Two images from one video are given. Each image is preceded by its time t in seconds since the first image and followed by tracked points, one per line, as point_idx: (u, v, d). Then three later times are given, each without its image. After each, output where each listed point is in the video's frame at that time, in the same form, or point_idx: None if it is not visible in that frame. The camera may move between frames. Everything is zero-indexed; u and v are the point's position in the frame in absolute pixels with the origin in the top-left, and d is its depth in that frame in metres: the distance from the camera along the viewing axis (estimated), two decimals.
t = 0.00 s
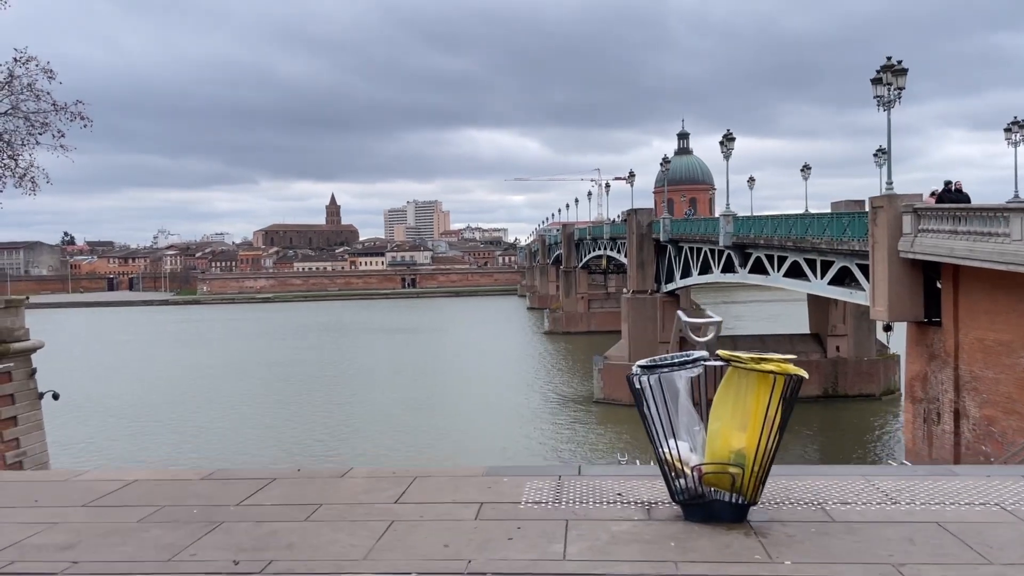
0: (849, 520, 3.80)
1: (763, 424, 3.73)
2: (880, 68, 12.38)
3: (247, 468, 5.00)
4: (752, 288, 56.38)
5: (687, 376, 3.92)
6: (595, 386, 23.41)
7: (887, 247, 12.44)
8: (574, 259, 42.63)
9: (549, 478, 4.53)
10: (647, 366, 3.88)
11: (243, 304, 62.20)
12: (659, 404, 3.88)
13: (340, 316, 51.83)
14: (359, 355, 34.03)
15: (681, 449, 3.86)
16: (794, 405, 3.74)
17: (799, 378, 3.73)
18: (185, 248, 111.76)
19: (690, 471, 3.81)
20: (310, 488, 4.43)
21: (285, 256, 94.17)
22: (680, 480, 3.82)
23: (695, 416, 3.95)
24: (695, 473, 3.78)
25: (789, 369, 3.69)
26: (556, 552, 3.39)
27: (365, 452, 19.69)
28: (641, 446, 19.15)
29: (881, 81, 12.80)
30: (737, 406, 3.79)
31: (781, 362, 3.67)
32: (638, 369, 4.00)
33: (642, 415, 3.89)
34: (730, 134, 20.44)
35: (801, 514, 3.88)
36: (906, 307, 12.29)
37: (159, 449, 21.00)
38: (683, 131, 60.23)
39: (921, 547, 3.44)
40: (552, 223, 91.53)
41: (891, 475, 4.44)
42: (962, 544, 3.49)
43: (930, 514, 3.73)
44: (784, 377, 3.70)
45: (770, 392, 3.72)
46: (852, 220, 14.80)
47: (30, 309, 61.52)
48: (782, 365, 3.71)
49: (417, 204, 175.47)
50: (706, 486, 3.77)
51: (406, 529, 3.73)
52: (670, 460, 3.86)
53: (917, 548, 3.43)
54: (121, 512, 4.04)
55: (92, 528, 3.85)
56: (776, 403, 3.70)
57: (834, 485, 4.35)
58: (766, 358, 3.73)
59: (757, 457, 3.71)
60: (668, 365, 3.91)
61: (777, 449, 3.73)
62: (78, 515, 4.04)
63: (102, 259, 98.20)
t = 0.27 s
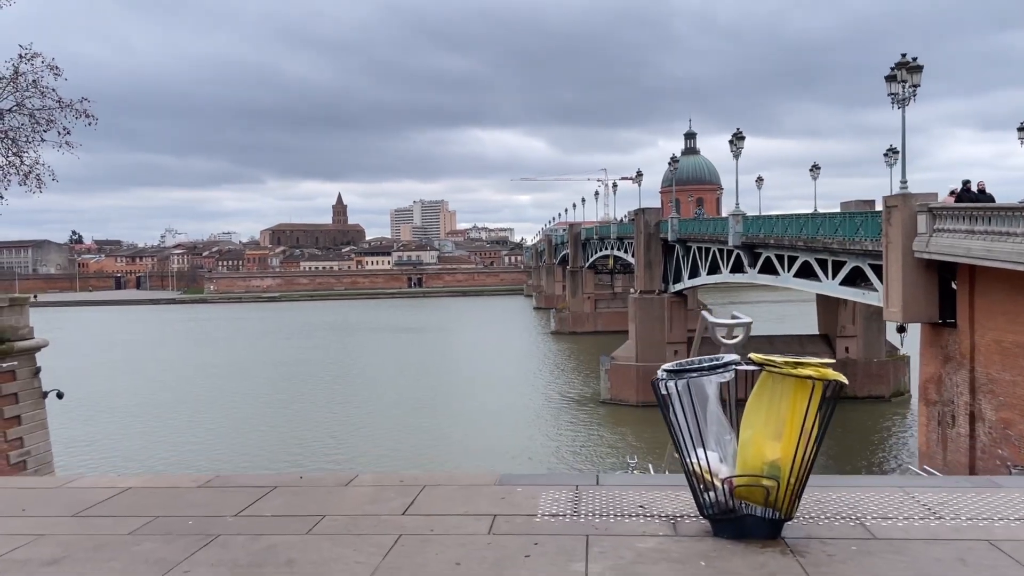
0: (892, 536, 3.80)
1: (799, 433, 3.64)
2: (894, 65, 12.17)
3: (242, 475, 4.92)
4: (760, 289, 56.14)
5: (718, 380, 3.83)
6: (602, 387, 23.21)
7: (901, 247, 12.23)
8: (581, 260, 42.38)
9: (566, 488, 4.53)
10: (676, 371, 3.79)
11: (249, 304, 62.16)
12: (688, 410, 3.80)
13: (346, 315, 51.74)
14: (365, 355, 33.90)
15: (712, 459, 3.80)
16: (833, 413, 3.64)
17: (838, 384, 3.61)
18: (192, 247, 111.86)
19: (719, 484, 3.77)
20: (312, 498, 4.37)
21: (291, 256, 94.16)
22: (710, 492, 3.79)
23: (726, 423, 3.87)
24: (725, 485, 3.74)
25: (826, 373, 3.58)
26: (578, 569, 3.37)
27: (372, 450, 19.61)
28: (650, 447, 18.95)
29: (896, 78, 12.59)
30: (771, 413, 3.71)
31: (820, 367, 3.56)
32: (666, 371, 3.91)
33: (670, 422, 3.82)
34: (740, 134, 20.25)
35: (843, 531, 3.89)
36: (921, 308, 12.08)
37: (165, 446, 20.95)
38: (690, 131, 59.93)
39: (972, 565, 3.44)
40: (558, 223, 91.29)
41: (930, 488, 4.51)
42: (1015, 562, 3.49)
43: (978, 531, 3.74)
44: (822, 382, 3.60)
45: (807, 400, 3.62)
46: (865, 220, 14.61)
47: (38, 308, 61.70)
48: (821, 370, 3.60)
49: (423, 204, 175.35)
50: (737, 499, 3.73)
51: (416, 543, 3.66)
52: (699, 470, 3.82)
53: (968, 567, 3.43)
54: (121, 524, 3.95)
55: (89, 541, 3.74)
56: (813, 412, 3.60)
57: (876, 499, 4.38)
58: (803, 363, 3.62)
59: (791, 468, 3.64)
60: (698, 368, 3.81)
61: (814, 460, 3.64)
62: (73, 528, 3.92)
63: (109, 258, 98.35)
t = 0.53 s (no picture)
0: (941, 566, 3.81)
1: (842, 455, 3.51)
2: (910, 62, 11.93)
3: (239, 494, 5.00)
4: (768, 289, 55.82)
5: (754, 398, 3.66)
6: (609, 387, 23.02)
7: (916, 248, 12.01)
8: (588, 259, 42.07)
9: (586, 507, 4.56)
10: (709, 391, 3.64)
11: (255, 302, 62.05)
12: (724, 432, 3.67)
13: (352, 314, 51.60)
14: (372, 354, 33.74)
15: (748, 483, 3.68)
16: (879, 430, 3.50)
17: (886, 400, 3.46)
18: (198, 245, 111.87)
19: (756, 511, 3.66)
20: (308, 520, 4.43)
21: (297, 254, 94.03)
22: (746, 518, 3.69)
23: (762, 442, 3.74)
24: (763, 512, 3.64)
25: (874, 391, 3.41)
26: None
27: (379, 450, 19.46)
28: (658, 448, 18.74)
29: (912, 75, 12.35)
30: (814, 433, 3.55)
31: (867, 385, 3.40)
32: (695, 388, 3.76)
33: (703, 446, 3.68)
34: (750, 132, 20.02)
35: (888, 558, 3.92)
36: (937, 310, 11.86)
37: (171, 446, 20.84)
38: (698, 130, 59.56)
39: None
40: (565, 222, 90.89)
41: (975, 511, 4.57)
42: None
43: None
44: (869, 400, 3.44)
45: (851, 419, 3.48)
46: (879, 220, 14.38)
47: (46, 306, 61.74)
48: (867, 387, 3.44)
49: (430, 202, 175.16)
50: (776, 526, 3.64)
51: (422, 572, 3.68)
52: (734, 493, 3.70)
53: None
54: (112, 546, 4.05)
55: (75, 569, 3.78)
56: (859, 430, 3.46)
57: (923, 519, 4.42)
58: (848, 380, 3.46)
59: (834, 488, 3.53)
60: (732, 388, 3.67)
61: (858, 484, 3.52)
62: (61, 553, 4.02)
63: (116, 257, 98.44)
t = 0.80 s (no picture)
0: None
1: (882, 470, 3.16)
2: (925, 58, 11.74)
3: (236, 502, 4.95)
4: (778, 289, 55.58)
5: (787, 406, 3.29)
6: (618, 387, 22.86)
7: (931, 247, 11.81)
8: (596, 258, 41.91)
9: (601, 520, 4.44)
10: (734, 396, 3.28)
11: (264, 301, 62.11)
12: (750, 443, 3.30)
13: (360, 313, 51.56)
14: (379, 353, 33.62)
15: (777, 498, 3.32)
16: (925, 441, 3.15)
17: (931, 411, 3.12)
18: (208, 244, 112.15)
19: (786, 528, 3.31)
20: (303, 535, 4.36)
21: (306, 253, 94.13)
22: (774, 535, 3.33)
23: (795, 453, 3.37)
24: (794, 529, 3.28)
25: (918, 402, 3.06)
26: None
27: (387, 450, 19.34)
28: (667, 448, 18.57)
29: (927, 72, 12.16)
30: (851, 446, 3.21)
31: (911, 393, 3.04)
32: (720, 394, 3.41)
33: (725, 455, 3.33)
34: (761, 130, 19.84)
35: None
36: (952, 310, 11.65)
37: (178, 445, 20.79)
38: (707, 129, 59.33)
39: None
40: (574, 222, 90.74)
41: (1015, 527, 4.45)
42: None
43: None
44: (912, 411, 3.10)
45: (892, 432, 3.13)
46: (892, 219, 14.19)
47: (57, 305, 62.07)
48: (911, 396, 3.09)
49: (439, 201, 175.21)
50: (808, 545, 3.28)
51: None
52: (760, 509, 3.35)
53: None
54: (99, 560, 4.02)
55: None
56: (903, 444, 3.11)
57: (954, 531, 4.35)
58: (889, 388, 3.11)
59: (874, 506, 3.19)
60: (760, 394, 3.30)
61: (900, 501, 3.16)
62: (46, 567, 3.96)
63: (127, 255, 98.73)
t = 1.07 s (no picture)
0: None
1: (933, 505, 2.21)
2: (945, 55, 11.50)
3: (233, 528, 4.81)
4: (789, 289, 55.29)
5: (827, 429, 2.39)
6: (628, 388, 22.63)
7: (950, 249, 11.54)
8: (607, 258, 41.69)
9: (617, 547, 4.25)
10: (766, 414, 2.36)
11: (274, 300, 62.26)
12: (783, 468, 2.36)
13: (370, 313, 51.57)
14: (388, 353, 33.42)
15: (814, 530, 2.34)
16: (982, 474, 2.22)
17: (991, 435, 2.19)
18: (219, 243, 112.60)
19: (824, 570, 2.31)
20: (299, 563, 4.18)
21: (317, 252, 94.36)
22: None
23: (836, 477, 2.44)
24: None
25: (977, 421, 2.14)
26: None
27: (394, 451, 19.10)
28: (679, 450, 18.33)
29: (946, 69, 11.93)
30: (896, 473, 2.25)
31: (966, 414, 2.13)
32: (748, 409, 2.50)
33: (750, 480, 2.41)
34: (775, 129, 19.58)
35: None
36: (972, 313, 11.40)
37: (186, 445, 20.68)
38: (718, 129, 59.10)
39: None
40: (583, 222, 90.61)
41: None
42: None
43: None
44: (967, 433, 2.18)
45: (942, 461, 2.19)
46: (910, 218, 13.94)
47: (70, 304, 62.48)
48: (967, 414, 2.17)
49: (449, 201, 175.34)
50: None
51: None
52: (793, 546, 2.37)
53: None
54: None
55: None
56: (956, 476, 2.18)
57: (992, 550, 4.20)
58: (942, 406, 2.20)
59: (933, 550, 2.21)
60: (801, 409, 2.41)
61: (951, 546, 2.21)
62: None
63: (138, 255, 99.33)
